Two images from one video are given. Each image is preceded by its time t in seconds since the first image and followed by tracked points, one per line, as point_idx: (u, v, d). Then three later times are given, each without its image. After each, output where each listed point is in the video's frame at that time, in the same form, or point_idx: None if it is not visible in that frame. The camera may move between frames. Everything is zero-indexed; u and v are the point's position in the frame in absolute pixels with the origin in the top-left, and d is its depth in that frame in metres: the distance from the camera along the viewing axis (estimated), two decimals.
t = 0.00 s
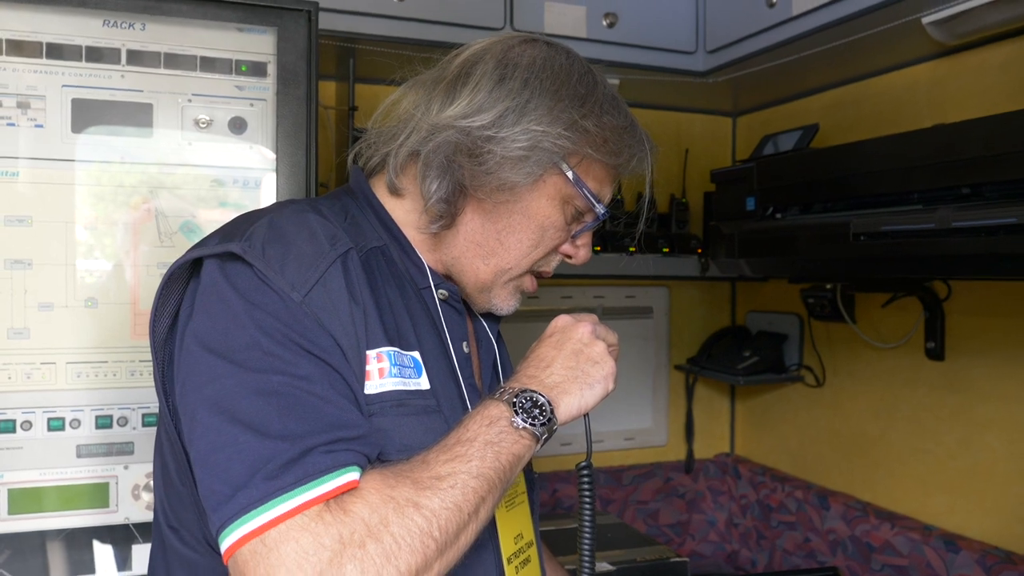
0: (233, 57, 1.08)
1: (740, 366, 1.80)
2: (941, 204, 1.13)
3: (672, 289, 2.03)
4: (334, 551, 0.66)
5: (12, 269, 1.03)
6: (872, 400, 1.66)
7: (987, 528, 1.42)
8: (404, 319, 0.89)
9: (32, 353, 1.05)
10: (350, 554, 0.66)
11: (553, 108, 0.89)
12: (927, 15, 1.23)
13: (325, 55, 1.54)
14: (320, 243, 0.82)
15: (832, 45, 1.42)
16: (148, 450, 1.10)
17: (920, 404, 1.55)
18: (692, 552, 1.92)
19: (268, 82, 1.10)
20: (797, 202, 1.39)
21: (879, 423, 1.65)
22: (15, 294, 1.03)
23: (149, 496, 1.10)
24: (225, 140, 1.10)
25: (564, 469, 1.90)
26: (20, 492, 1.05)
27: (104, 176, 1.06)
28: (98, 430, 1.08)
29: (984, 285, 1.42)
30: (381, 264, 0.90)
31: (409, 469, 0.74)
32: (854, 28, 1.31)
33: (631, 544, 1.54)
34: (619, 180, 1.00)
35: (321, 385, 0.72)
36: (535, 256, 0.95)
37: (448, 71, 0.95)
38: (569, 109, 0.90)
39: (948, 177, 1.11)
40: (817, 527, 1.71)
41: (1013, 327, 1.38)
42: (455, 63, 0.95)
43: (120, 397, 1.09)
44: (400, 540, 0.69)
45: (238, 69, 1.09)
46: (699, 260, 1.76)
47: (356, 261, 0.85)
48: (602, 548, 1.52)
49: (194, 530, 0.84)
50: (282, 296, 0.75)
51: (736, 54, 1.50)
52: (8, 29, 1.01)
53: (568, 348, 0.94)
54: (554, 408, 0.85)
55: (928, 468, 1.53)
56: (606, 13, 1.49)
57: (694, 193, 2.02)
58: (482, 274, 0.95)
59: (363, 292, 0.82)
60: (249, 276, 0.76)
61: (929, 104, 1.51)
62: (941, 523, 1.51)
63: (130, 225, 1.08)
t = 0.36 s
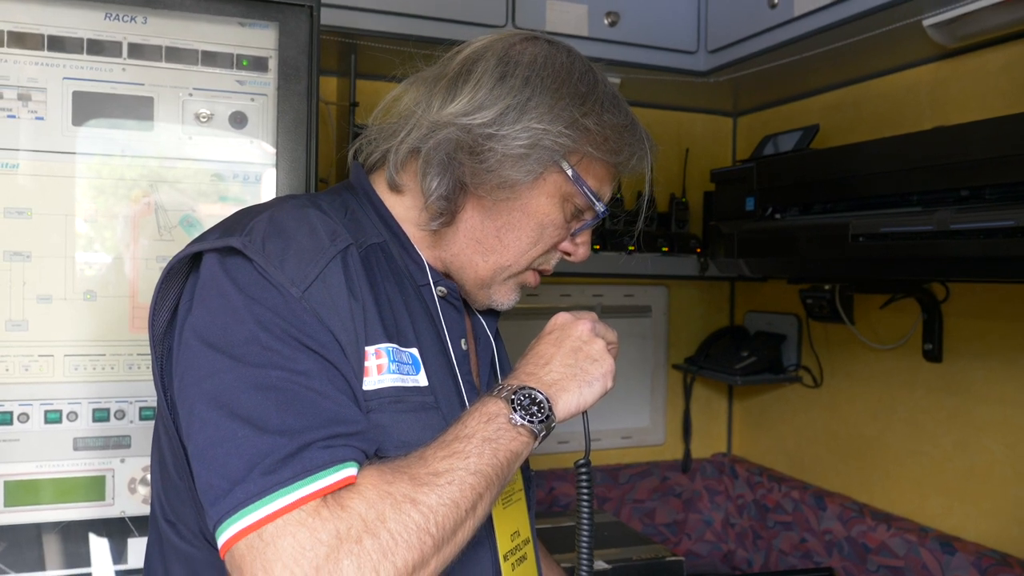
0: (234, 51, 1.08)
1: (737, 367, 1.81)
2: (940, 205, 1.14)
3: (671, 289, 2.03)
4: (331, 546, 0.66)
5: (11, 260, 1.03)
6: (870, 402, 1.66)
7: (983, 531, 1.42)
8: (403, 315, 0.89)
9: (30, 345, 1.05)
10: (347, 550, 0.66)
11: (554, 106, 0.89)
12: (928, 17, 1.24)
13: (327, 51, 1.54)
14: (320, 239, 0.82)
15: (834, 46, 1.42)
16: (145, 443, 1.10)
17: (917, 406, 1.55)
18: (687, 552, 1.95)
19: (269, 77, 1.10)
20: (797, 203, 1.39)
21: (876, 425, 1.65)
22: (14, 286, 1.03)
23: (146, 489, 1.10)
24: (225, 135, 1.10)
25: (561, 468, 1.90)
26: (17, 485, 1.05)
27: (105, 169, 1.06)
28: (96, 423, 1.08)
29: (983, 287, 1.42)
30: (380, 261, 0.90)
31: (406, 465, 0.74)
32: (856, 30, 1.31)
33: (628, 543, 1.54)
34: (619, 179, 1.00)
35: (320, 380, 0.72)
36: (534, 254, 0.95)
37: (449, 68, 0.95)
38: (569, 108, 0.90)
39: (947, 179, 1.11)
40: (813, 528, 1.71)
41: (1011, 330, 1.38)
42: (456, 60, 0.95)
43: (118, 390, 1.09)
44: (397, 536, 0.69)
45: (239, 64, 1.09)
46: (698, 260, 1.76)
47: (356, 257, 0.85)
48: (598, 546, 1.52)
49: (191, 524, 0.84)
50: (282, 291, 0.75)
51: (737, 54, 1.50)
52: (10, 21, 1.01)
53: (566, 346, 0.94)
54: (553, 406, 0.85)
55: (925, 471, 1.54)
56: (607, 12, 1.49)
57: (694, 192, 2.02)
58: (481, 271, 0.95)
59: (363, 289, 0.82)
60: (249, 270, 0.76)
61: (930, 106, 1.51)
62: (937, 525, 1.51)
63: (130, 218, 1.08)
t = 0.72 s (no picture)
0: (235, 51, 1.08)
1: (737, 367, 1.81)
2: (940, 207, 1.14)
3: (672, 290, 2.03)
4: (328, 545, 0.66)
5: (12, 260, 1.03)
6: (870, 403, 1.66)
7: (983, 532, 1.42)
8: (401, 315, 0.89)
9: (30, 345, 1.05)
10: (343, 548, 0.66)
11: (552, 107, 0.89)
12: (930, 18, 1.23)
13: (328, 51, 1.54)
14: (319, 239, 0.82)
15: (835, 47, 1.42)
16: (145, 443, 1.10)
17: (917, 407, 1.55)
18: (687, 553, 1.95)
19: (270, 77, 1.10)
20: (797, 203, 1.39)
21: (876, 426, 1.65)
22: (14, 286, 1.03)
23: (145, 489, 1.10)
24: (226, 135, 1.10)
25: (561, 469, 1.90)
26: (17, 484, 1.05)
27: (106, 169, 1.06)
28: (96, 423, 1.08)
29: (984, 288, 1.42)
30: (379, 261, 0.90)
31: (403, 464, 0.74)
32: (857, 31, 1.31)
33: (628, 544, 1.54)
34: (617, 180, 1.00)
35: (317, 380, 0.72)
36: (532, 254, 0.95)
37: (448, 68, 0.96)
38: (567, 109, 0.90)
39: (948, 180, 1.11)
40: (814, 529, 1.71)
41: (1011, 332, 1.38)
42: (455, 61, 0.95)
43: (118, 390, 1.09)
44: (394, 534, 0.69)
45: (240, 64, 1.09)
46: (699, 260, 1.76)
47: (354, 257, 0.85)
48: (598, 547, 1.52)
49: (190, 523, 0.84)
50: (280, 291, 0.75)
51: (738, 55, 1.50)
52: (11, 20, 1.01)
53: (564, 345, 0.94)
54: (551, 405, 0.85)
55: (924, 472, 1.54)
56: (609, 13, 1.49)
57: (694, 193, 2.02)
58: (479, 271, 0.95)
59: (361, 289, 0.82)
60: (247, 271, 0.76)
61: (930, 107, 1.51)
62: (937, 526, 1.51)
63: (131, 218, 1.08)
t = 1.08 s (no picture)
0: (237, 52, 1.09)
1: (739, 368, 1.81)
2: (942, 208, 1.14)
3: (673, 291, 2.03)
4: (325, 546, 0.66)
5: (14, 260, 1.03)
6: (871, 405, 1.66)
7: (984, 534, 1.42)
8: (401, 317, 0.89)
9: (30, 345, 1.05)
10: (341, 550, 0.66)
11: (552, 107, 0.89)
12: (932, 19, 1.23)
13: (329, 52, 1.54)
14: (318, 240, 0.82)
15: (836, 48, 1.42)
16: (146, 443, 1.10)
17: (918, 409, 1.55)
18: (688, 553, 1.95)
19: (271, 78, 1.10)
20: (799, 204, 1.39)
21: (877, 427, 1.65)
22: (16, 286, 1.04)
23: (147, 489, 1.10)
24: (228, 135, 1.10)
25: (562, 469, 1.90)
26: (19, 484, 1.05)
27: (107, 170, 1.07)
28: (98, 423, 1.08)
29: (984, 290, 1.42)
30: (378, 262, 0.90)
31: (402, 466, 0.74)
32: (858, 31, 1.31)
33: (628, 545, 1.54)
34: (618, 180, 1.00)
35: (316, 381, 0.72)
36: (532, 255, 0.95)
37: (449, 69, 0.96)
38: (567, 109, 0.90)
39: (949, 182, 1.11)
40: (814, 530, 1.70)
41: (1012, 333, 1.38)
42: (455, 62, 0.95)
43: (119, 390, 1.09)
44: (391, 537, 0.69)
45: (242, 65, 1.09)
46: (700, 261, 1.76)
47: (354, 258, 0.85)
48: (599, 548, 1.52)
49: (190, 524, 0.84)
50: (279, 292, 0.75)
51: (739, 55, 1.50)
52: (12, 21, 1.01)
53: (564, 346, 0.94)
54: (550, 407, 0.85)
55: (925, 473, 1.54)
56: (610, 14, 1.49)
57: (696, 193, 2.02)
58: (479, 272, 0.95)
59: (360, 290, 0.82)
60: (247, 271, 0.76)
61: (931, 108, 1.51)
62: (938, 527, 1.51)
63: (133, 218, 1.08)
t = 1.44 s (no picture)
0: (241, 53, 1.09)
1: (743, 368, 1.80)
2: (947, 208, 1.13)
3: (677, 291, 2.03)
4: (333, 549, 0.66)
5: (19, 261, 1.04)
6: (876, 405, 1.66)
7: (989, 535, 1.42)
8: (407, 318, 0.89)
9: (34, 345, 1.05)
10: (347, 553, 0.66)
11: (559, 109, 0.89)
12: (935, 19, 1.23)
13: (333, 52, 1.54)
14: (325, 242, 0.82)
15: (839, 48, 1.42)
16: (151, 444, 1.10)
17: (923, 409, 1.55)
18: (692, 553, 1.95)
19: (275, 78, 1.10)
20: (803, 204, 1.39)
21: (881, 428, 1.64)
22: (21, 286, 1.04)
23: (151, 489, 1.10)
24: (232, 136, 1.10)
25: (565, 469, 1.89)
26: (23, 484, 1.05)
27: (111, 170, 1.07)
28: (102, 423, 1.08)
29: (989, 290, 1.42)
30: (385, 264, 0.90)
31: (408, 468, 0.74)
32: (862, 31, 1.31)
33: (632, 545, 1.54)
34: (625, 182, 1.00)
35: (323, 383, 0.72)
36: (538, 257, 0.95)
37: (455, 70, 0.96)
38: (574, 111, 0.90)
39: (953, 182, 1.11)
40: (818, 530, 1.70)
41: (1016, 333, 1.38)
42: (462, 62, 0.95)
43: (123, 390, 1.09)
44: (398, 539, 0.69)
45: (245, 65, 1.09)
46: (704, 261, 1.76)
47: (360, 260, 0.85)
48: (603, 548, 1.52)
49: (196, 525, 0.84)
50: (286, 294, 0.75)
51: (743, 55, 1.50)
52: (15, 21, 1.01)
53: (571, 347, 0.94)
54: (556, 407, 0.85)
55: (930, 474, 1.53)
56: (613, 14, 1.49)
57: (699, 194, 2.02)
58: (485, 273, 0.95)
59: (367, 292, 0.82)
60: (254, 272, 0.76)
61: (935, 108, 1.51)
62: (943, 528, 1.50)
63: (137, 219, 1.08)
